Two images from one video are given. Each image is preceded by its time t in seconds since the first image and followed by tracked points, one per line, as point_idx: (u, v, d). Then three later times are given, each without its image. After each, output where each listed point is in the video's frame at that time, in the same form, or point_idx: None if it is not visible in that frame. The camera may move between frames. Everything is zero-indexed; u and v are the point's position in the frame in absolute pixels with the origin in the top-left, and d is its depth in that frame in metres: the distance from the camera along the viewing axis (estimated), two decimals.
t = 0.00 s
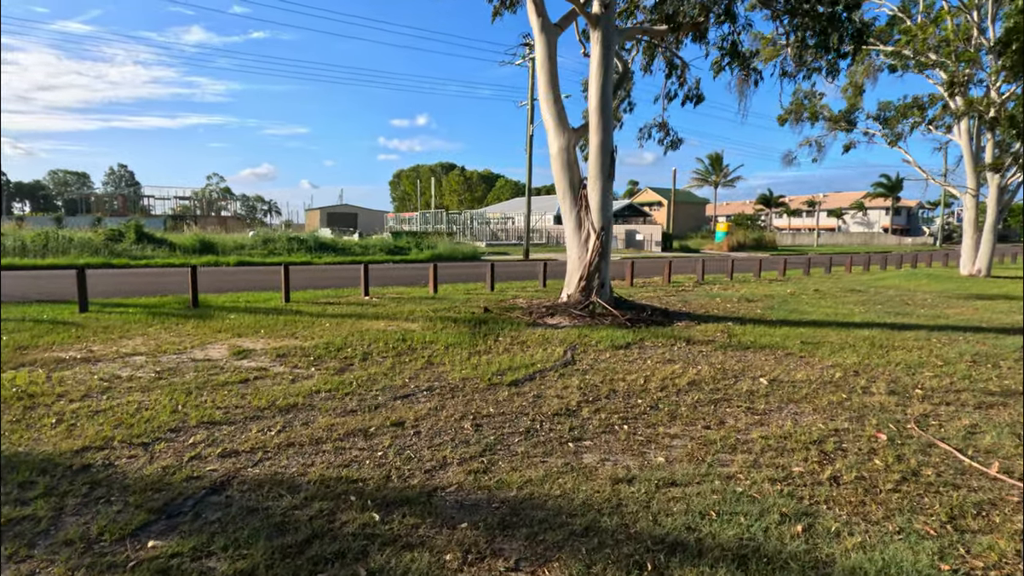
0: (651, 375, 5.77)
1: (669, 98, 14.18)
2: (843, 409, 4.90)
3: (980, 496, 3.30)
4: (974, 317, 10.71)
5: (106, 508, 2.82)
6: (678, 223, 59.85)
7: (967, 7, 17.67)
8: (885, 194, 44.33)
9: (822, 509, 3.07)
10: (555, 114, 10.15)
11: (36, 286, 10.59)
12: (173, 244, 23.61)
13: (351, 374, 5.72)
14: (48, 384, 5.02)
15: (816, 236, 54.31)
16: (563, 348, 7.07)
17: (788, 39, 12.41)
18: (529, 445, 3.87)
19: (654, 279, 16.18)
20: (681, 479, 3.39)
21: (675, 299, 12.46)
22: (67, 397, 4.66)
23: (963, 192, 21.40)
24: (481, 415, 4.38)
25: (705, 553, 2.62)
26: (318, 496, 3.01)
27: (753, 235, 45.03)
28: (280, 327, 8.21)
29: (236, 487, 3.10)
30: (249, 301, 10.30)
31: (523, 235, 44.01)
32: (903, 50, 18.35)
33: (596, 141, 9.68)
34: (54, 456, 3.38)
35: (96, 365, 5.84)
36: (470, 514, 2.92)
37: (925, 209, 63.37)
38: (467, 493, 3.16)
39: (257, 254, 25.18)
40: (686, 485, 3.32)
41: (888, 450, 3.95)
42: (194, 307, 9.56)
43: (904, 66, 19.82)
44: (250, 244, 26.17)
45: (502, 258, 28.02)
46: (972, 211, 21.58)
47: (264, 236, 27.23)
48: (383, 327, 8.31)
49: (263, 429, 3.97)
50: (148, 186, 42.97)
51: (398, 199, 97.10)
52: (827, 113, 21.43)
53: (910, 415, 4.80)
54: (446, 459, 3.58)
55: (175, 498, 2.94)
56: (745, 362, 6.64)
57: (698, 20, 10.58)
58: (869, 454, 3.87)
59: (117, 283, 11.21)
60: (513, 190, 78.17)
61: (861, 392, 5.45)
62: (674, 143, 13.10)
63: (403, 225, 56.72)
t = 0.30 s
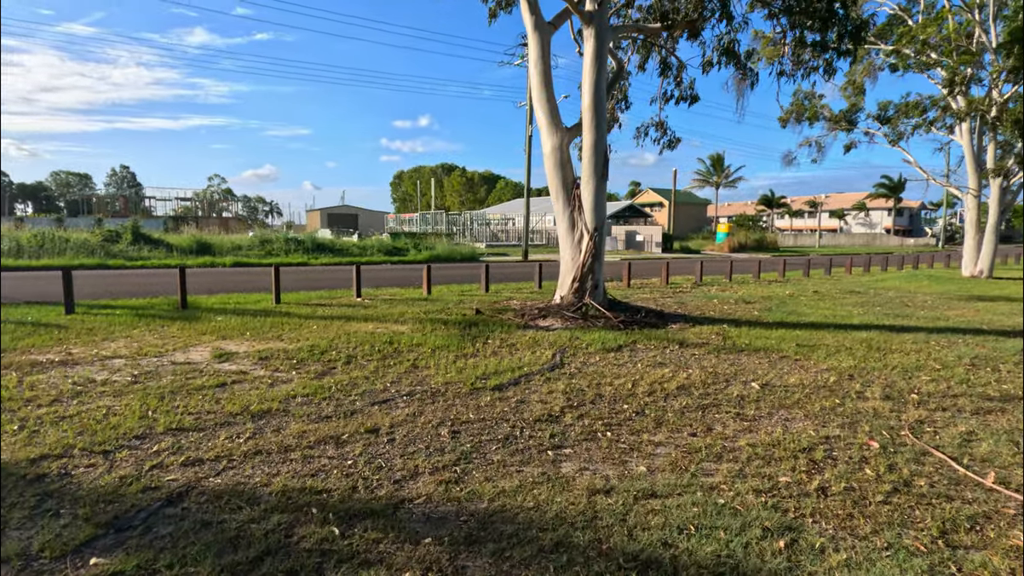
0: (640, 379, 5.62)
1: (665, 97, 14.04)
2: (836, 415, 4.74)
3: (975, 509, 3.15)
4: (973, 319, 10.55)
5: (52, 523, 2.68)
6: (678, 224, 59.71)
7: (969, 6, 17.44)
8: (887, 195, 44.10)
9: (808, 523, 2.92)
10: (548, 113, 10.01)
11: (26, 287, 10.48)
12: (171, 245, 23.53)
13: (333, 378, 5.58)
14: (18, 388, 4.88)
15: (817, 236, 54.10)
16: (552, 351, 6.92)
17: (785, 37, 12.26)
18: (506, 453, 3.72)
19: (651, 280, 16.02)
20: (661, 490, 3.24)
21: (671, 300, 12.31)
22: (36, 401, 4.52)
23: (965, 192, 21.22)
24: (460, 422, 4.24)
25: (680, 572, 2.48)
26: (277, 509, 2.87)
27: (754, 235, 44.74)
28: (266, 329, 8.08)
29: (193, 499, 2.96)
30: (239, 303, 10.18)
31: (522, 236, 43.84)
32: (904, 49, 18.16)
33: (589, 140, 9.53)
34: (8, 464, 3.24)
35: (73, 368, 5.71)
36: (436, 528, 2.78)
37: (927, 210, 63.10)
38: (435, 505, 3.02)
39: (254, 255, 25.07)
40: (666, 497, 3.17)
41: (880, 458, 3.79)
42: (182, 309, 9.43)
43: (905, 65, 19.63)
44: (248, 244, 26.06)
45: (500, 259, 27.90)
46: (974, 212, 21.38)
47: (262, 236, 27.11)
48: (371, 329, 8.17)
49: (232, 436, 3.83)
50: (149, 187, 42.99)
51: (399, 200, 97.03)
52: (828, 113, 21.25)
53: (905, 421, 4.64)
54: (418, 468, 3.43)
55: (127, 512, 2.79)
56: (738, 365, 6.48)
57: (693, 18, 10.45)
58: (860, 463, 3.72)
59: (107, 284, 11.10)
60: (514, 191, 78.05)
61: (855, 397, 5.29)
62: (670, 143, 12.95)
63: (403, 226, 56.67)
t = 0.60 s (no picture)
0: (627, 387, 5.44)
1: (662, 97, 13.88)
2: (828, 426, 4.56)
3: (971, 529, 2.97)
4: (975, 323, 10.35)
5: None
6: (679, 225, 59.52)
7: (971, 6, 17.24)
8: (889, 196, 43.84)
9: (793, 546, 2.75)
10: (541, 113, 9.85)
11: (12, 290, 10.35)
12: (167, 246, 23.42)
13: (311, 385, 5.42)
14: None
15: (820, 238, 53.81)
16: (541, 357, 6.75)
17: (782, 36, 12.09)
18: (479, 468, 3.55)
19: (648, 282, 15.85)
20: (639, 509, 3.07)
21: (667, 303, 12.13)
22: None
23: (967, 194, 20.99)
24: (435, 433, 4.07)
25: None
26: (228, 529, 2.71)
27: (756, 237, 44.46)
28: (251, 333, 7.93)
29: (141, 518, 2.79)
30: (227, 306, 10.04)
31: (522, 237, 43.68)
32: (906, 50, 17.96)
33: (582, 141, 9.37)
34: None
35: (45, 374, 5.56)
36: (395, 550, 2.62)
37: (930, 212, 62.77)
38: (397, 525, 2.85)
39: (251, 256, 24.95)
40: (645, 516, 2.99)
41: (872, 474, 3.61)
42: (168, 312, 9.29)
43: (907, 66, 19.43)
44: (244, 246, 25.93)
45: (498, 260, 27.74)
46: (977, 214, 21.16)
47: (259, 238, 26.99)
48: (357, 333, 8.01)
49: (194, 448, 3.66)
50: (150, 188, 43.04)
51: (400, 201, 96.95)
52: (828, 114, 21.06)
53: (900, 432, 4.46)
54: (385, 483, 3.27)
55: (68, 534, 2.63)
56: (731, 372, 6.29)
57: (688, 17, 10.30)
58: (852, 479, 3.54)
59: (94, 287, 10.96)
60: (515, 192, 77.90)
61: (849, 406, 5.11)
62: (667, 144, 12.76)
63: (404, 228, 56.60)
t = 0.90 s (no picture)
0: (613, 391, 5.31)
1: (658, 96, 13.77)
2: (817, 433, 4.43)
3: (960, 544, 2.84)
4: (974, 326, 10.21)
5: None
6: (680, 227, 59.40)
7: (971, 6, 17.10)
8: (891, 198, 43.64)
9: (771, 563, 2.62)
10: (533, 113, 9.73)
11: None
12: (163, 247, 23.36)
13: (290, 389, 5.29)
14: None
15: (821, 240, 53.64)
16: (528, 360, 6.63)
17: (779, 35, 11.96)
18: (452, 477, 3.42)
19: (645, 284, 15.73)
20: (612, 522, 2.94)
21: (662, 305, 12.00)
22: None
23: (968, 195, 20.83)
24: (409, 440, 3.95)
25: None
26: (179, 544, 2.58)
27: (757, 238, 44.35)
28: (236, 335, 7.82)
29: (89, 531, 2.67)
30: (216, 308, 9.94)
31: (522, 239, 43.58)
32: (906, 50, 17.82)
33: (574, 141, 9.24)
34: None
35: (19, 378, 5.43)
36: (352, 567, 2.49)
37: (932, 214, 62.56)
38: (357, 539, 2.73)
39: (248, 257, 24.88)
40: (619, 530, 2.86)
41: (860, 484, 3.48)
42: (155, 314, 9.19)
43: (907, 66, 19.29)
44: (241, 247, 25.85)
45: (497, 262, 27.62)
46: (978, 215, 20.99)
47: (257, 239, 26.89)
48: (344, 336, 7.89)
49: (158, 455, 3.53)
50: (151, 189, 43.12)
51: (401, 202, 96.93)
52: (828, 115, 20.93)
53: (891, 440, 4.33)
54: (351, 493, 3.15)
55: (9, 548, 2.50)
56: (721, 377, 6.16)
57: (683, 17, 10.19)
58: (838, 490, 3.41)
59: (83, 289, 10.87)
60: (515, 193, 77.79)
61: (841, 412, 4.97)
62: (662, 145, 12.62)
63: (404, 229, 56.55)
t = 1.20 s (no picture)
0: (595, 396, 5.20)
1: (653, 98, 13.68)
2: (800, 440, 4.31)
3: (937, 558, 2.73)
4: (970, 330, 10.09)
5: None
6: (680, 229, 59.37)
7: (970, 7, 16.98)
8: (893, 200, 43.48)
9: None
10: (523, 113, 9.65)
11: None
12: (159, 248, 23.29)
13: (265, 392, 5.20)
14: None
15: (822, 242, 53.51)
16: (512, 363, 6.53)
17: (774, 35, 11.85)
18: (416, 485, 3.32)
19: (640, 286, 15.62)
20: (576, 533, 2.84)
21: (655, 308, 11.90)
22: None
23: (967, 198, 20.69)
24: (379, 446, 3.86)
25: None
26: (120, 557, 2.48)
27: (757, 240, 44.23)
28: (219, 337, 7.72)
29: (29, 542, 2.57)
30: (203, 310, 9.84)
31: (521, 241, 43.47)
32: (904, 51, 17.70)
33: (564, 142, 9.15)
34: None
35: None
36: None
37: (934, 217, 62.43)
38: (308, 551, 2.63)
39: (244, 258, 24.81)
40: (581, 543, 2.76)
41: (838, 494, 3.37)
42: (141, 315, 9.10)
43: (906, 68, 19.16)
44: (238, 248, 25.80)
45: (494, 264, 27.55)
46: (977, 217, 20.85)
47: (253, 240, 26.79)
48: (328, 338, 7.79)
49: (116, 462, 3.44)
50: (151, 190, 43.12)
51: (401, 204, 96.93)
52: (826, 116, 20.83)
53: (876, 447, 4.21)
54: (309, 502, 3.05)
55: None
56: (707, 381, 6.05)
57: (675, 16, 10.12)
58: (815, 500, 3.30)
59: (71, 290, 10.79)
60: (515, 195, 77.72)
61: (826, 418, 4.86)
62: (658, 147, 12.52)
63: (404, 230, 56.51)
